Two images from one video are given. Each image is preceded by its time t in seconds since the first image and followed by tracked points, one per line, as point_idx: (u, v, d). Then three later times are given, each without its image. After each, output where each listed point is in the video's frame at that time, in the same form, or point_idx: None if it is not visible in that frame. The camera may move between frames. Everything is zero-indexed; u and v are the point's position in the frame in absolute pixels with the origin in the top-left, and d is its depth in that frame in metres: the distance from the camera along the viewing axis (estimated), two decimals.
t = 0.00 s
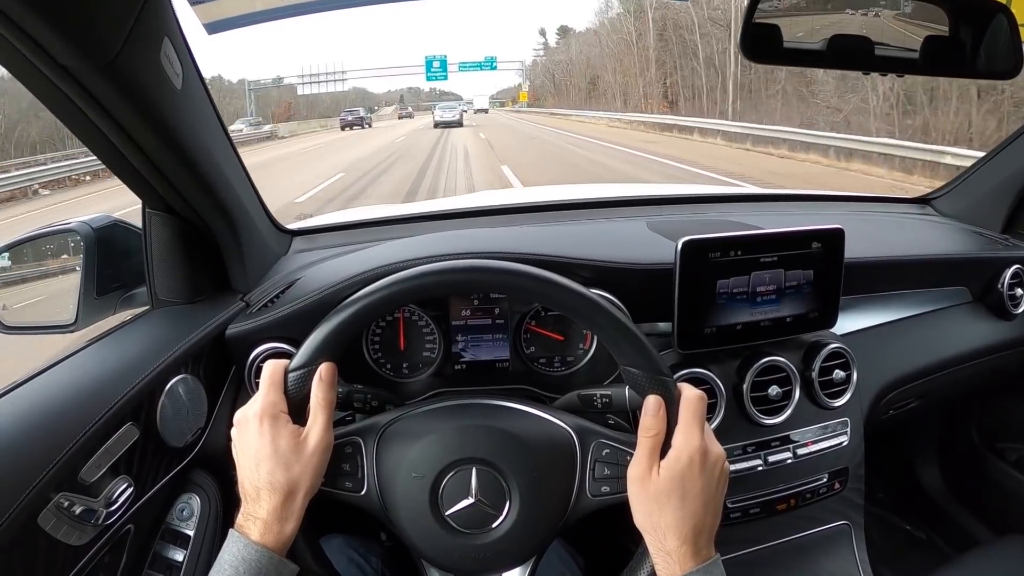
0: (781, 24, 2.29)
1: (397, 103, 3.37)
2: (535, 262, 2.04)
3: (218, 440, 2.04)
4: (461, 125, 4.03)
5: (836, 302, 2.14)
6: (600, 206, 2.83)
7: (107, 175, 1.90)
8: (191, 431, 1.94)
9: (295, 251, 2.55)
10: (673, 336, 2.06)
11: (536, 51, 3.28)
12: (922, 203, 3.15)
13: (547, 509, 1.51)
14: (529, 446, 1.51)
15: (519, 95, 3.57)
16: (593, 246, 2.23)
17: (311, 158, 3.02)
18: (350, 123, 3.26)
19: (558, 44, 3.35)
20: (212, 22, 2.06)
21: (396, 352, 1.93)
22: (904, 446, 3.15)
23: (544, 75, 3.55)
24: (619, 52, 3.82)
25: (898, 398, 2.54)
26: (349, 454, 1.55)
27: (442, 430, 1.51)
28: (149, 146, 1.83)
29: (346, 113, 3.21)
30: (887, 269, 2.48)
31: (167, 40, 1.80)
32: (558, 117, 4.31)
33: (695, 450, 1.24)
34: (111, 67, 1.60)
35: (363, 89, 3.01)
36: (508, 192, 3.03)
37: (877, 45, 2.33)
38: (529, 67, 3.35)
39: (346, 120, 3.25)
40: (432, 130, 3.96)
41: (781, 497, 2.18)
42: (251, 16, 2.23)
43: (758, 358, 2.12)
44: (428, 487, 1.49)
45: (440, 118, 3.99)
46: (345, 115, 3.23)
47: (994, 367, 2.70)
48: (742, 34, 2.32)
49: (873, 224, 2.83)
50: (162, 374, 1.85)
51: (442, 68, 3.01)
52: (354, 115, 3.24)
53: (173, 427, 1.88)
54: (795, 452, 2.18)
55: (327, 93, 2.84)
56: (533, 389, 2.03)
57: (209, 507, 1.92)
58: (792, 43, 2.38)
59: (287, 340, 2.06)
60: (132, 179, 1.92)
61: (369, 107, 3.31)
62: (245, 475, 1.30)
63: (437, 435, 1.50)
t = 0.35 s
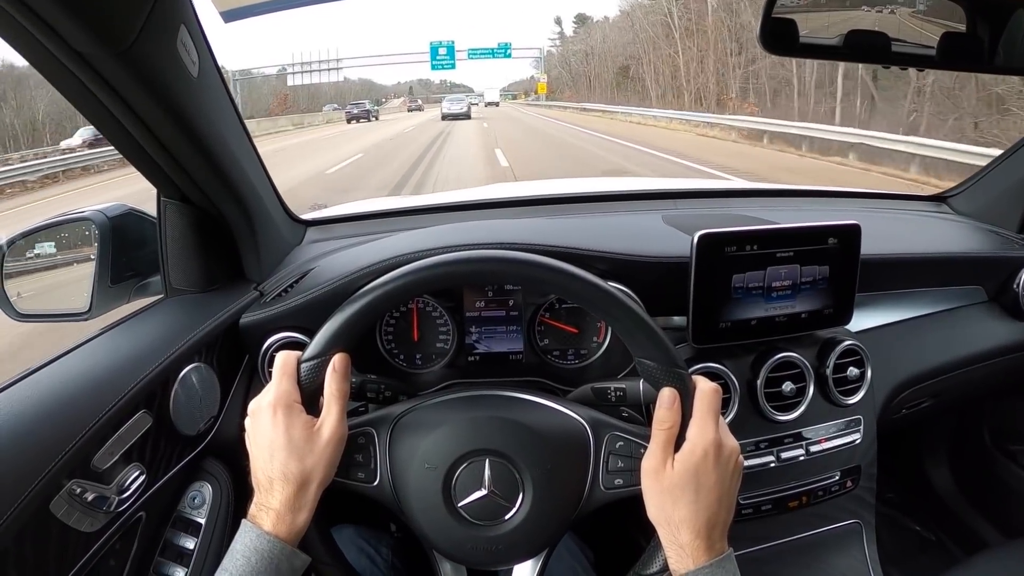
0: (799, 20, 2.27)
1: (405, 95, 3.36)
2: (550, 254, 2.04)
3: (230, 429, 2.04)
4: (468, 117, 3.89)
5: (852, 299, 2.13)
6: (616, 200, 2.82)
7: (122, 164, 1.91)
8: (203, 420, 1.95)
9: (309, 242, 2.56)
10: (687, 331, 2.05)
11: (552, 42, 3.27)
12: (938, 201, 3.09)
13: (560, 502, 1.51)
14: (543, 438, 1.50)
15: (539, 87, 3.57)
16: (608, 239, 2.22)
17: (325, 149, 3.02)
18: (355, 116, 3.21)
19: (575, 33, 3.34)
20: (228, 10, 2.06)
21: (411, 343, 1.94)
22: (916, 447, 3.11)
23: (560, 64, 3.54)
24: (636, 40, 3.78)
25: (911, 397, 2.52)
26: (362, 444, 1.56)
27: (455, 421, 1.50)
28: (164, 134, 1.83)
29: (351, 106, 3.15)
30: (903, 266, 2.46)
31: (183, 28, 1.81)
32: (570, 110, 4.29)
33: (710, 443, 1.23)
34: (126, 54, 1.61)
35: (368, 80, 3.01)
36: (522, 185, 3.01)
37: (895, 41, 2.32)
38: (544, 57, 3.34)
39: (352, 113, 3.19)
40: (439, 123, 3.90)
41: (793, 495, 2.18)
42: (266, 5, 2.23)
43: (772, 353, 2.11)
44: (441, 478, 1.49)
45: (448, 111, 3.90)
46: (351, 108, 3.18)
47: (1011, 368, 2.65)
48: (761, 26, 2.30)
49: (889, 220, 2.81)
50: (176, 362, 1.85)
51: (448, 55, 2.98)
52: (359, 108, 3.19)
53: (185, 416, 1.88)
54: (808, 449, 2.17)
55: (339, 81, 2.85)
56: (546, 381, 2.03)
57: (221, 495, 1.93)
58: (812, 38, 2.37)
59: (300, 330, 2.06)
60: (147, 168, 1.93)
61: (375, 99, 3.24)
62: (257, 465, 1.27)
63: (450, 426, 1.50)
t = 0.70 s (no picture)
0: (812, 21, 2.27)
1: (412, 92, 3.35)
2: (560, 254, 2.04)
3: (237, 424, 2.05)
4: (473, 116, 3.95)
5: (862, 303, 2.12)
6: (627, 200, 2.81)
7: (134, 158, 1.92)
8: (211, 413, 1.96)
9: (319, 237, 2.57)
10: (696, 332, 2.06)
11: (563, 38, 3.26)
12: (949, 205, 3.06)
13: (567, 501, 1.51)
14: (552, 438, 1.50)
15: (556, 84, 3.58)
16: (618, 239, 2.22)
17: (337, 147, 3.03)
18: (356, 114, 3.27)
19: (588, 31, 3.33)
20: (242, 6, 2.07)
21: (420, 340, 1.95)
22: (922, 453, 3.09)
23: (574, 61, 3.54)
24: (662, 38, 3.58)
25: (918, 402, 2.51)
26: (370, 441, 1.56)
27: (463, 419, 1.50)
28: (177, 127, 1.84)
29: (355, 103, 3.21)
30: (912, 271, 2.45)
31: (197, 23, 1.81)
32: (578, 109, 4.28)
33: (719, 445, 1.23)
34: (140, 46, 1.61)
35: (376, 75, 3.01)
36: (531, 184, 3.01)
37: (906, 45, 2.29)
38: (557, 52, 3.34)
39: (354, 112, 3.25)
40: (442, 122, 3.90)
41: (799, 498, 2.18)
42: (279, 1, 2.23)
43: (781, 356, 2.10)
44: (449, 476, 1.50)
45: (452, 109, 3.92)
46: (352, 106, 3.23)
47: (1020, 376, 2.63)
48: (776, 26, 2.29)
49: (899, 224, 2.80)
50: (184, 356, 1.85)
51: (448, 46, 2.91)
52: (362, 106, 3.25)
53: (193, 409, 1.89)
54: (815, 453, 2.17)
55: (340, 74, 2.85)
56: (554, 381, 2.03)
57: (227, 489, 1.93)
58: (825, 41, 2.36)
59: (309, 325, 2.07)
60: (159, 161, 1.94)
61: (378, 97, 3.32)
62: (265, 461, 1.27)
63: (459, 424, 1.50)
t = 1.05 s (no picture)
0: (820, 22, 2.27)
1: (417, 92, 3.36)
2: (567, 254, 2.05)
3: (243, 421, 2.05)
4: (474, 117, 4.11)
5: (869, 307, 2.11)
6: (633, 202, 2.81)
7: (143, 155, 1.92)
8: (217, 411, 1.96)
9: (326, 236, 2.57)
10: (702, 334, 2.06)
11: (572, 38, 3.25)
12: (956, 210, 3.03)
13: (572, 503, 1.51)
14: (558, 439, 1.50)
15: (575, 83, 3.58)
16: (625, 240, 2.22)
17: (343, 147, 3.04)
18: (361, 115, 3.34)
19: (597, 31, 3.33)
20: (252, 4, 2.08)
21: (427, 339, 1.95)
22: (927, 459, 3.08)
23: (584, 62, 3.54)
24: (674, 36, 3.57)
25: (924, 407, 2.50)
26: (376, 441, 1.56)
27: (469, 419, 1.50)
28: (185, 125, 1.84)
29: (356, 104, 3.28)
30: (920, 275, 2.44)
31: (207, 21, 1.82)
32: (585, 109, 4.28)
33: (726, 448, 1.22)
34: (150, 44, 1.62)
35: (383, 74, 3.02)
36: (538, 184, 3.01)
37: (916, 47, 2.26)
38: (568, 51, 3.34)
39: (357, 111, 3.32)
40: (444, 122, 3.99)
41: (803, 502, 2.18)
42: None
43: (787, 359, 2.10)
44: (455, 476, 1.50)
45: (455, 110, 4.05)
46: (355, 107, 3.30)
47: None
48: (784, 29, 2.30)
49: (907, 228, 2.79)
50: (190, 353, 1.86)
51: (446, 38, 2.89)
52: (364, 107, 3.31)
53: (199, 406, 1.89)
54: (821, 457, 2.16)
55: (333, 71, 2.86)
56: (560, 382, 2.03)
57: (232, 487, 1.93)
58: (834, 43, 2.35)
59: (316, 324, 2.07)
60: (167, 159, 1.94)
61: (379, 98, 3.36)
62: (271, 460, 1.27)
63: (465, 424, 1.50)
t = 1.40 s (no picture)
0: (821, 21, 2.25)
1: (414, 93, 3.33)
2: (566, 254, 2.05)
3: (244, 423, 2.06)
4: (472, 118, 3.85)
5: (870, 304, 2.11)
6: (635, 202, 2.80)
7: (143, 158, 1.93)
8: (218, 413, 1.97)
9: (326, 237, 2.58)
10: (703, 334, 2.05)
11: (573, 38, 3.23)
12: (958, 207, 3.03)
13: (572, 502, 1.51)
14: (557, 439, 1.50)
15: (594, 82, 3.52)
16: (625, 240, 2.22)
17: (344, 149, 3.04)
18: (356, 117, 3.20)
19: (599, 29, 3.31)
20: (250, 7, 2.08)
21: (427, 340, 1.95)
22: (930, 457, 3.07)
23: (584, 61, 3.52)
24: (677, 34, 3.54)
25: (926, 404, 2.49)
26: (376, 441, 1.57)
27: (469, 419, 1.51)
28: (184, 128, 1.85)
29: (352, 107, 3.14)
30: (921, 273, 2.44)
31: (205, 24, 1.82)
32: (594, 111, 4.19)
33: (725, 446, 1.22)
34: (148, 47, 1.62)
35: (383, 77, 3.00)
36: (538, 185, 3.00)
37: (915, 44, 2.26)
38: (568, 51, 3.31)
39: (352, 114, 3.18)
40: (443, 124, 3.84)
41: (805, 501, 2.18)
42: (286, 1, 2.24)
43: (788, 358, 2.10)
44: (455, 476, 1.50)
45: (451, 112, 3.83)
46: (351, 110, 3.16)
47: None
48: (782, 29, 2.28)
49: (909, 226, 2.78)
50: (192, 355, 1.86)
51: (432, 26, 2.70)
52: (359, 109, 3.16)
53: (200, 409, 1.89)
54: (822, 455, 2.16)
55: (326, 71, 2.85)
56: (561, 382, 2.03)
57: (233, 489, 1.93)
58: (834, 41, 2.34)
59: (316, 325, 2.08)
60: (167, 161, 1.94)
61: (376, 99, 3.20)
62: (271, 462, 1.27)
63: (465, 424, 1.50)
